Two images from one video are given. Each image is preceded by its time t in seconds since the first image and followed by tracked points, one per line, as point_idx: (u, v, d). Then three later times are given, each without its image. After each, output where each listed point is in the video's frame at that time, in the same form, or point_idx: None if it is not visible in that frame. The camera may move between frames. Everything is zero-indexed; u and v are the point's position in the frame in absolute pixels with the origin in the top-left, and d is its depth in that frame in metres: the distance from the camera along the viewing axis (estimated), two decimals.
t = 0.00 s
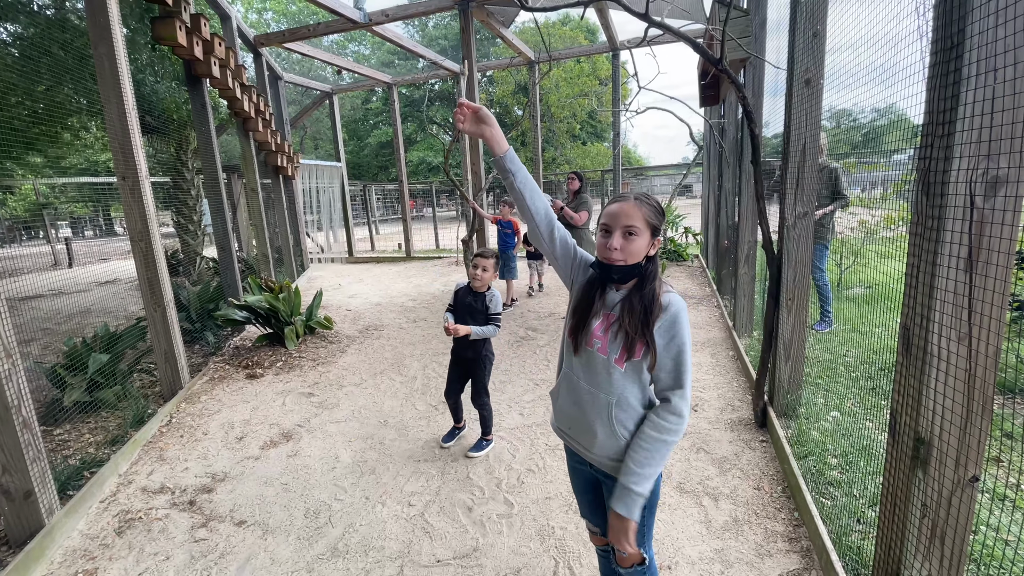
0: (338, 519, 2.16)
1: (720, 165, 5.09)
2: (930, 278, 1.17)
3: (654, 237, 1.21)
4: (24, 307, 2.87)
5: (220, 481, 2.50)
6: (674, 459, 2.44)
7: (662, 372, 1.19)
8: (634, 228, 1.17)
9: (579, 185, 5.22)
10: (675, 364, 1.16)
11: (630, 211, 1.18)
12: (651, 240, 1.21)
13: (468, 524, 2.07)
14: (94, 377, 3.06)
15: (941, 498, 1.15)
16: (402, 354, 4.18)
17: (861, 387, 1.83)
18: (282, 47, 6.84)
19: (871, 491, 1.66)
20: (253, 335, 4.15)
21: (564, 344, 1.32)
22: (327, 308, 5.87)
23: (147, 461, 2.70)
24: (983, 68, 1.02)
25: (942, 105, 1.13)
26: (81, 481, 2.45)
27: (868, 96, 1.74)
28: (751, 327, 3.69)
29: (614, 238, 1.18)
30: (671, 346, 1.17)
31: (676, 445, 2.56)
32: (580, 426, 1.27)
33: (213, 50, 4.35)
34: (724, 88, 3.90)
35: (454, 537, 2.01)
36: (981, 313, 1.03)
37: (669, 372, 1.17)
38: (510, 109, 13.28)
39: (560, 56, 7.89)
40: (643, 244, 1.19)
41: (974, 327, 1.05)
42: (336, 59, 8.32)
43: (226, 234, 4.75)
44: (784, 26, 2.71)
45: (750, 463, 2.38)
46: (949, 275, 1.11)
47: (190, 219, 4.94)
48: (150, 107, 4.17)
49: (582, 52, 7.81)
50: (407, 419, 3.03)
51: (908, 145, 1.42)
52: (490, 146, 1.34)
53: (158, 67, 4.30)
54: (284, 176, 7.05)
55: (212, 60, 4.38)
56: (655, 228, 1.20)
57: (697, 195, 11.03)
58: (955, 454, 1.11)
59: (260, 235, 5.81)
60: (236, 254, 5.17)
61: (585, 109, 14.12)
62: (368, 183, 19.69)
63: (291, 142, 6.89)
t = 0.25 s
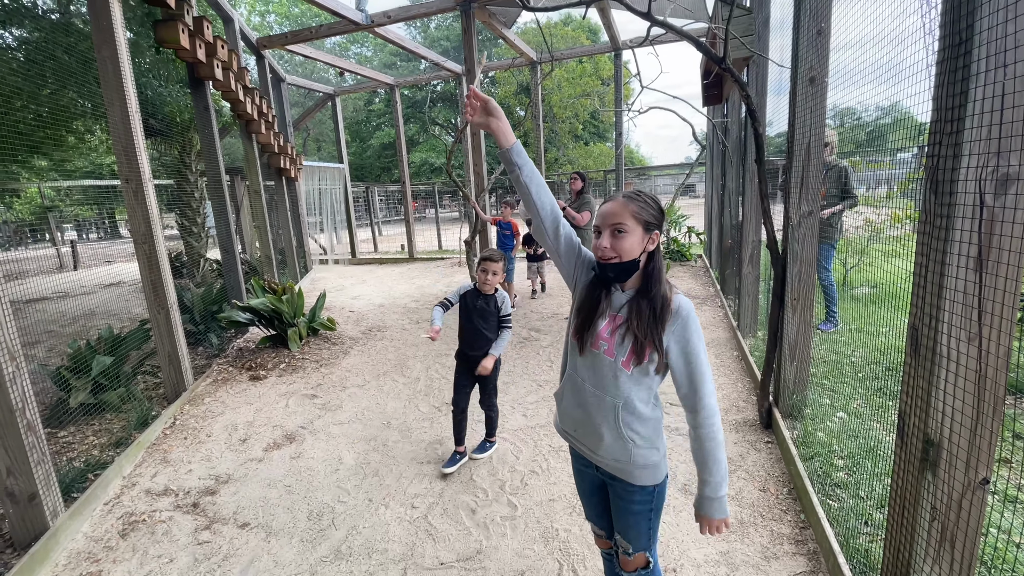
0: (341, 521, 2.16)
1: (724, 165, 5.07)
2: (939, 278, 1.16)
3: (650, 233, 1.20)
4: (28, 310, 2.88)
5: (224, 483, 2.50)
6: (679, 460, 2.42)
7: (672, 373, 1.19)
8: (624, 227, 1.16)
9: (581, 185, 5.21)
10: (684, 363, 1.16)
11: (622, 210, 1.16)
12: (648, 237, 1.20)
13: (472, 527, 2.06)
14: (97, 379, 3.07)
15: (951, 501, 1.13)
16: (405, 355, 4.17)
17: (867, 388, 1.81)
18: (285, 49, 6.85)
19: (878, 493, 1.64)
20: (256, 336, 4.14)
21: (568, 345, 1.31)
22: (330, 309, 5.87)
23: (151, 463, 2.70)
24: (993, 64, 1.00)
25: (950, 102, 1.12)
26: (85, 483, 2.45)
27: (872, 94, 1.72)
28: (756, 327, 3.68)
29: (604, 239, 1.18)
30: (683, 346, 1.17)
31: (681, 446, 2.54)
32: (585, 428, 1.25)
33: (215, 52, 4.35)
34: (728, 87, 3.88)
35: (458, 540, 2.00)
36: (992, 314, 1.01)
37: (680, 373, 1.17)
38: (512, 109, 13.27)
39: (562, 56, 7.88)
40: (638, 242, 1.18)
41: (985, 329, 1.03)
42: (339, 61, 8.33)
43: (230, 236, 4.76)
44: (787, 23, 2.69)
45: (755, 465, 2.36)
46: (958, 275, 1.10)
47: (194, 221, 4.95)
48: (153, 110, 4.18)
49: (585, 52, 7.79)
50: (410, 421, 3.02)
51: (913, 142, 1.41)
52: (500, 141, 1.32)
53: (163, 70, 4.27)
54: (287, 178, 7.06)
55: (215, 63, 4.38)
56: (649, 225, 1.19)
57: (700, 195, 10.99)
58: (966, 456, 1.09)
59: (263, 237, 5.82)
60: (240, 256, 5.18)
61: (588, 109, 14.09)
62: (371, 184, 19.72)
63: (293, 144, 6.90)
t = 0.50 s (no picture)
0: (345, 524, 2.16)
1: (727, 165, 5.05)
2: (947, 279, 1.15)
3: (648, 231, 1.20)
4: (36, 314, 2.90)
5: (229, 486, 2.50)
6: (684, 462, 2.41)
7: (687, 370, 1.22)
8: (623, 229, 1.16)
9: (584, 186, 5.19)
10: (697, 358, 1.20)
11: (619, 212, 1.16)
12: (647, 237, 1.20)
13: (476, 530, 2.06)
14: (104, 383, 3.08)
15: (960, 504, 1.12)
16: (409, 357, 4.17)
17: (873, 389, 1.80)
18: (288, 53, 6.87)
19: (886, 495, 1.63)
20: (261, 339, 4.16)
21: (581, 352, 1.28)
22: (334, 312, 5.89)
23: (157, 466, 2.71)
24: (1000, 64, 0.99)
25: (957, 102, 1.11)
26: (91, 486, 2.46)
27: (877, 93, 1.71)
28: (761, 328, 3.66)
29: (605, 243, 1.18)
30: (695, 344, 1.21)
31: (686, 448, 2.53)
32: (604, 433, 1.23)
33: (219, 56, 4.36)
34: (732, 87, 3.87)
35: (463, 543, 1.99)
36: (1001, 317, 1.00)
37: (695, 369, 1.20)
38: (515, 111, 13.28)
39: (564, 57, 7.88)
40: (638, 241, 1.18)
41: (994, 331, 1.02)
42: (342, 64, 8.36)
43: (234, 239, 4.77)
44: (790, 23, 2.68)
45: (761, 467, 2.35)
46: (967, 277, 1.08)
47: (198, 224, 4.97)
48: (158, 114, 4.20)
49: (588, 53, 7.78)
50: (414, 423, 3.02)
51: (917, 143, 1.40)
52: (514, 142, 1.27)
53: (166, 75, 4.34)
54: (290, 181, 7.08)
55: (219, 67, 4.39)
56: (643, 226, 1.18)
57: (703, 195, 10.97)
58: (973, 460, 1.08)
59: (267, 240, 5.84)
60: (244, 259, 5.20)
61: (590, 110, 14.08)
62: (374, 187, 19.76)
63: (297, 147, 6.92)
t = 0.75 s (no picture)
0: (352, 527, 2.16)
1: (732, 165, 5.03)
2: (956, 281, 1.14)
3: (657, 244, 1.20)
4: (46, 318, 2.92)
5: (237, 489, 2.51)
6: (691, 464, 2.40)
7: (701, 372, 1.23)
8: (633, 244, 1.16)
9: (588, 187, 5.19)
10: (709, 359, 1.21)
11: (629, 225, 1.16)
12: (654, 249, 1.20)
13: (482, 532, 2.06)
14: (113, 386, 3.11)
15: (971, 507, 1.11)
16: (414, 359, 4.18)
17: (880, 391, 1.79)
18: (292, 57, 6.90)
19: (895, 497, 1.62)
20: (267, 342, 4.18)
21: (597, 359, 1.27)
22: (339, 314, 5.90)
23: (165, 469, 2.73)
24: (1008, 63, 0.99)
25: (965, 102, 1.10)
26: (101, 489, 2.48)
27: (883, 93, 1.70)
28: (767, 329, 3.65)
29: (614, 255, 1.18)
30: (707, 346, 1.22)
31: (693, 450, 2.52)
32: (621, 439, 1.23)
33: (225, 62, 4.39)
34: (736, 87, 3.86)
35: (469, 545, 1.99)
36: (1010, 318, 1.00)
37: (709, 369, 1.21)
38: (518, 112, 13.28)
39: (567, 58, 7.88)
40: (648, 255, 1.19)
41: (1003, 333, 1.01)
42: (346, 67, 8.39)
43: (240, 243, 4.80)
44: (795, 23, 2.68)
45: (769, 469, 2.34)
46: (976, 279, 1.08)
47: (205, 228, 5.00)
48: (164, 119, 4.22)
49: (591, 54, 7.77)
50: (420, 426, 3.03)
51: (924, 143, 1.39)
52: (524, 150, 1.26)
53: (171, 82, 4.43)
54: (295, 185, 7.11)
55: (224, 72, 4.41)
56: (649, 235, 1.17)
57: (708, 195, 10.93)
58: (984, 462, 1.07)
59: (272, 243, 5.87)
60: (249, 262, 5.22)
61: (594, 111, 14.07)
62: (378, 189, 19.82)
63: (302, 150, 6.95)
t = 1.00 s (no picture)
0: (359, 526, 2.17)
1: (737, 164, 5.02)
2: (962, 277, 1.14)
3: (667, 247, 1.17)
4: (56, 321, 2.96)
5: (245, 489, 2.53)
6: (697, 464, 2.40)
7: (715, 380, 1.21)
8: (639, 234, 1.17)
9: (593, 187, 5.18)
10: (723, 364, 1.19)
11: (644, 215, 1.17)
12: (667, 249, 1.18)
13: (489, 532, 2.06)
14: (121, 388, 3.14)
15: (979, 504, 1.10)
16: (420, 360, 4.19)
17: (889, 389, 1.78)
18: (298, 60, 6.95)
19: (904, 496, 1.61)
20: (274, 343, 4.20)
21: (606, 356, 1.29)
22: (345, 316, 5.93)
23: (173, 469, 2.75)
24: (1012, 58, 0.98)
25: (969, 98, 1.10)
26: (110, 490, 2.50)
27: (889, 89, 1.69)
28: (774, 328, 3.63)
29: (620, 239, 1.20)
30: (722, 355, 1.19)
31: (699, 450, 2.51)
32: (629, 439, 1.24)
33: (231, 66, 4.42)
34: (742, 86, 3.85)
35: (476, 545, 2.00)
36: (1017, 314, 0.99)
37: (723, 374, 1.19)
38: (523, 113, 13.30)
39: (571, 59, 7.88)
40: (649, 251, 1.17)
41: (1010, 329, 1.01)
42: (351, 70, 8.43)
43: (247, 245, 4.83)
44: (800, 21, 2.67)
45: (776, 468, 2.33)
46: (983, 275, 1.07)
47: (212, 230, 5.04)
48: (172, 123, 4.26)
49: (595, 54, 7.77)
50: (426, 426, 3.04)
51: (931, 141, 1.39)
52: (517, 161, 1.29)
53: (177, 86, 4.45)
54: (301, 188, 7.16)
55: (231, 76, 4.44)
56: (668, 233, 1.16)
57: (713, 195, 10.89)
58: (991, 459, 1.07)
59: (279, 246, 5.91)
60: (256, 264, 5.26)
61: (598, 111, 14.07)
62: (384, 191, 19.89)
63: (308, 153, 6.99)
